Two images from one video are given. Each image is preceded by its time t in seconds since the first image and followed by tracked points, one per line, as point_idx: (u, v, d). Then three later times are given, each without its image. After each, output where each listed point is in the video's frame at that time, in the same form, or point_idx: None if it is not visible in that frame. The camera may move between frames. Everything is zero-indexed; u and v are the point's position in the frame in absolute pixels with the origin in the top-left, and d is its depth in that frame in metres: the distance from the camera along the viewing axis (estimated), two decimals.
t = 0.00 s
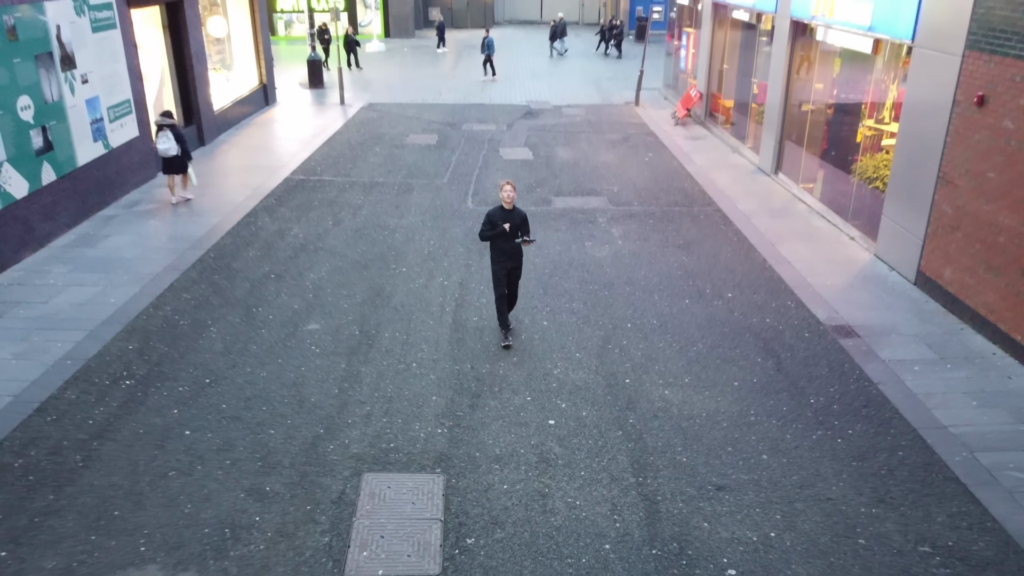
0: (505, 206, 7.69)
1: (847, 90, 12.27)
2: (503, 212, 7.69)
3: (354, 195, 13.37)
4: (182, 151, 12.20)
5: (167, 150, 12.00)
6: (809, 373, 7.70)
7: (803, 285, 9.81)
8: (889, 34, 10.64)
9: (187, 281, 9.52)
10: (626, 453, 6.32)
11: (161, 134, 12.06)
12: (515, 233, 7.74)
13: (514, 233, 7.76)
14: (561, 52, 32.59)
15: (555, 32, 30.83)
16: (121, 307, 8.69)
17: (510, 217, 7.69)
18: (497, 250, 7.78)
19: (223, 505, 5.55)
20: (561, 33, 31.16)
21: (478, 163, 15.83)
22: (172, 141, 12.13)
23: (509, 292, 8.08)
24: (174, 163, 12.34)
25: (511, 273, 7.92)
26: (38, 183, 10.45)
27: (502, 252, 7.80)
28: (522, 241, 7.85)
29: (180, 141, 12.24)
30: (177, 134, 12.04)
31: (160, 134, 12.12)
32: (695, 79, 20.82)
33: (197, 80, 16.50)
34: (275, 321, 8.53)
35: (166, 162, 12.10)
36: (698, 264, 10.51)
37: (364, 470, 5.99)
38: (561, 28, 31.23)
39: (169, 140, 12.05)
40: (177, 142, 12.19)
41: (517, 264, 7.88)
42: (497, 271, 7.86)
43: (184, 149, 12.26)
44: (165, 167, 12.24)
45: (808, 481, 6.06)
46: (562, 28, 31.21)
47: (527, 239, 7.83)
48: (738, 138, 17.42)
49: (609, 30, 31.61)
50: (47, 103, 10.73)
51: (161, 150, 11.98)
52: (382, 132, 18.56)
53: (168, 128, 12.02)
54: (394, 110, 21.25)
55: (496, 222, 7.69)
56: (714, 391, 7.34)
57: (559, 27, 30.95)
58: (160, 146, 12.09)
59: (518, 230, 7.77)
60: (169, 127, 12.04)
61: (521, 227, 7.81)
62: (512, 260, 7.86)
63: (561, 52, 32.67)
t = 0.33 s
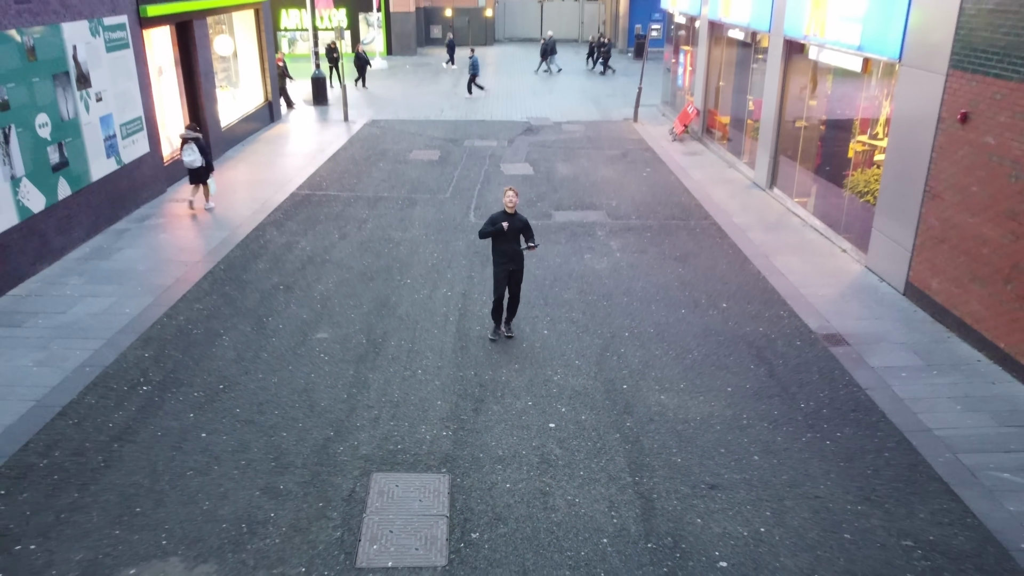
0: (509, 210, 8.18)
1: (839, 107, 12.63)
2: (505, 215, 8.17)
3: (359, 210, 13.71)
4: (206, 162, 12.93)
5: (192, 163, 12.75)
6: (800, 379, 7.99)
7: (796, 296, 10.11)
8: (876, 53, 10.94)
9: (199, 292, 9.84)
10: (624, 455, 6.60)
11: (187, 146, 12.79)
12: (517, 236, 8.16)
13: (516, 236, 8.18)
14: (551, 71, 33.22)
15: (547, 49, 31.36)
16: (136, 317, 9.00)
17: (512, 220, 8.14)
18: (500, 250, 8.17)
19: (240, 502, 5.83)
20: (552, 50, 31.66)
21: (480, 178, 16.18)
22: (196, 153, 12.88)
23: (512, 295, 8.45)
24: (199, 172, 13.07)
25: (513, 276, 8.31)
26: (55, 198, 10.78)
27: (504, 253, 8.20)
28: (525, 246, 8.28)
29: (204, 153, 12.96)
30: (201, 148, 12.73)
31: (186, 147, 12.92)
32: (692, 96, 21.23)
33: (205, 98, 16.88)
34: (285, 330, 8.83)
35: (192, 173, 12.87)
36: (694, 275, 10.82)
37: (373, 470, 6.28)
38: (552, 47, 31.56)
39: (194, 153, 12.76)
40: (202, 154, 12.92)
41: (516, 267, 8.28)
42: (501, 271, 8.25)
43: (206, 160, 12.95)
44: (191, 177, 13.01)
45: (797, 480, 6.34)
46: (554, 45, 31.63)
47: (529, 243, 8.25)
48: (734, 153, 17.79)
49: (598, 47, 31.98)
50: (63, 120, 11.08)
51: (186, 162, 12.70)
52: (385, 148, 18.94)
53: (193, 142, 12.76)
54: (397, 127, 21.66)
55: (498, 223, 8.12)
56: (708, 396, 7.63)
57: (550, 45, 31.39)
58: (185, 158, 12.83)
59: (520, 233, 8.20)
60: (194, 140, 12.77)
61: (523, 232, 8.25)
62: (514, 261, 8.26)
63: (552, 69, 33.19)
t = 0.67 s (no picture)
0: (507, 219, 8.78)
1: (830, 122, 13.00)
2: (506, 224, 8.79)
3: (363, 221, 14.07)
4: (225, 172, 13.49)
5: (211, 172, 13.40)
6: (789, 384, 8.32)
7: (788, 305, 10.45)
8: (863, 70, 11.31)
9: (210, 300, 10.18)
10: (620, 454, 6.93)
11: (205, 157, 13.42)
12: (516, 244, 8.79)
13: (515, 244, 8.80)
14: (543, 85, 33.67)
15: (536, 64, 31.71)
16: (150, 325, 9.33)
17: (511, 229, 8.76)
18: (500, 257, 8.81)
19: (256, 498, 6.15)
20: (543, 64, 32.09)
21: (482, 191, 16.56)
22: (216, 163, 13.44)
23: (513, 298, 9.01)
24: (218, 182, 13.72)
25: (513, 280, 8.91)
26: (71, 210, 11.13)
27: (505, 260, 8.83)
28: (524, 253, 8.88)
29: (223, 163, 13.49)
30: (220, 158, 13.36)
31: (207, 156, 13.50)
32: (689, 110, 21.64)
33: (212, 112, 17.24)
34: (294, 337, 9.17)
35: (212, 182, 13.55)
36: (689, 285, 11.17)
37: (382, 469, 6.59)
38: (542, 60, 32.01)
39: (213, 162, 13.42)
40: (221, 163, 13.46)
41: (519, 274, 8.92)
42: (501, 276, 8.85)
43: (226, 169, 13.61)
44: (211, 186, 13.62)
45: (784, 479, 6.66)
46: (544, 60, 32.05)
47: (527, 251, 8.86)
48: (730, 166, 18.17)
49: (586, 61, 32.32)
50: (78, 134, 11.45)
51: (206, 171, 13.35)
52: (388, 161, 19.33)
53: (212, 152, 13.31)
54: (399, 140, 22.07)
55: (499, 233, 8.76)
56: (701, 400, 7.95)
57: (540, 59, 31.69)
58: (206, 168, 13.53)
59: (519, 241, 8.81)
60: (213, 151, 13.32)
61: (522, 240, 8.86)
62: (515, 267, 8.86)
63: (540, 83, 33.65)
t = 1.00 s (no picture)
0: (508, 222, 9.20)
1: (822, 134, 13.39)
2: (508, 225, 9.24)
3: (368, 230, 14.44)
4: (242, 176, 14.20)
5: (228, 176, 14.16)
6: (781, 387, 8.66)
7: (782, 311, 10.80)
8: (854, 84, 11.71)
9: (222, 307, 10.54)
10: (618, 453, 7.27)
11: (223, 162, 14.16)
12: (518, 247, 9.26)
13: (518, 244, 9.30)
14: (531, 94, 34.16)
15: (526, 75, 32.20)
16: (165, 330, 9.68)
17: (512, 233, 9.21)
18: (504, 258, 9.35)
19: (273, 493, 6.49)
20: (532, 75, 32.52)
21: (484, 200, 16.93)
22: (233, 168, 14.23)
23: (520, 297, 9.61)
24: (235, 186, 14.42)
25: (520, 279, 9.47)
26: (87, 219, 11.49)
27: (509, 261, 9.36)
28: (529, 255, 9.33)
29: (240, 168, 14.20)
30: (237, 164, 14.15)
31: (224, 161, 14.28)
32: (687, 120, 22.05)
33: (220, 123, 17.62)
34: (305, 341, 9.52)
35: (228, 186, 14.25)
36: (685, 292, 11.52)
37: (392, 466, 6.94)
38: (532, 71, 32.35)
39: (230, 167, 14.20)
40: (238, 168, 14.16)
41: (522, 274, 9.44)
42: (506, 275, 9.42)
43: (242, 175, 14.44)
44: (227, 190, 14.30)
45: (775, 475, 7.00)
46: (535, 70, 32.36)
47: (530, 253, 9.30)
48: (727, 176, 18.56)
49: (574, 71, 32.82)
50: (94, 146, 11.83)
51: (223, 176, 14.15)
52: (391, 171, 19.71)
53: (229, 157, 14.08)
54: (402, 150, 22.48)
55: (501, 236, 9.25)
56: (696, 402, 8.30)
57: (531, 69, 32.09)
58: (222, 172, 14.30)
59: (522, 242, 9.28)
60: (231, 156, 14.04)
61: (526, 241, 9.31)
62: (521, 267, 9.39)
63: (529, 93, 34.12)
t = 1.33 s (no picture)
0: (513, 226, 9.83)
1: (813, 145, 13.82)
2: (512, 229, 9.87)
3: (372, 239, 14.84)
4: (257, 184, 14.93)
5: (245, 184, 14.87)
6: (772, 387, 9.05)
7: (773, 316, 11.20)
8: (841, 98, 12.16)
9: (233, 313, 10.92)
10: (616, 449, 7.65)
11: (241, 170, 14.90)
12: (522, 250, 9.88)
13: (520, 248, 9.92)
14: (520, 108, 34.59)
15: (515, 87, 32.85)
16: (179, 335, 10.05)
17: (518, 236, 9.82)
18: (506, 260, 9.98)
19: (289, 486, 6.86)
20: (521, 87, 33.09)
21: (484, 210, 17.35)
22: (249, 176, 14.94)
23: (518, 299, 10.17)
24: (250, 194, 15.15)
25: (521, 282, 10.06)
26: (102, 229, 11.89)
27: (512, 263, 9.98)
28: (530, 258, 9.95)
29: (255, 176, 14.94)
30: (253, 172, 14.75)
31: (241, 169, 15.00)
32: (682, 132, 22.52)
33: (226, 136, 18.04)
34: (314, 346, 9.90)
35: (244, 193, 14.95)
36: (680, 298, 11.92)
37: (401, 461, 7.30)
38: (520, 83, 32.97)
39: (247, 176, 14.92)
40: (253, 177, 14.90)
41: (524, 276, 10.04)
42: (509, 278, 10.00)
43: (259, 182, 15.38)
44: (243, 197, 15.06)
45: (764, 469, 7.38)
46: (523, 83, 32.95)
47: (531, 256, 9.95)
48: (721, 186, 19.01)
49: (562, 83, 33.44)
50: (109, 159, 12.24)
51: (240, 184, 14.88)
52: (393, 182, 20.13)
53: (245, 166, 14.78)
54: (403, 162, 22.92)
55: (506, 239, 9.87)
56: (689, 402, 8.67)
57: (519, 82, 32.78)
58: (238, 181, 15.07)
59: (524, 246, 9.91)
60: (246, 165, 14.75)
61: (528, 246, 9.98)
62: (524, 269, 9.98)
63: (519, 106, 34.68)
